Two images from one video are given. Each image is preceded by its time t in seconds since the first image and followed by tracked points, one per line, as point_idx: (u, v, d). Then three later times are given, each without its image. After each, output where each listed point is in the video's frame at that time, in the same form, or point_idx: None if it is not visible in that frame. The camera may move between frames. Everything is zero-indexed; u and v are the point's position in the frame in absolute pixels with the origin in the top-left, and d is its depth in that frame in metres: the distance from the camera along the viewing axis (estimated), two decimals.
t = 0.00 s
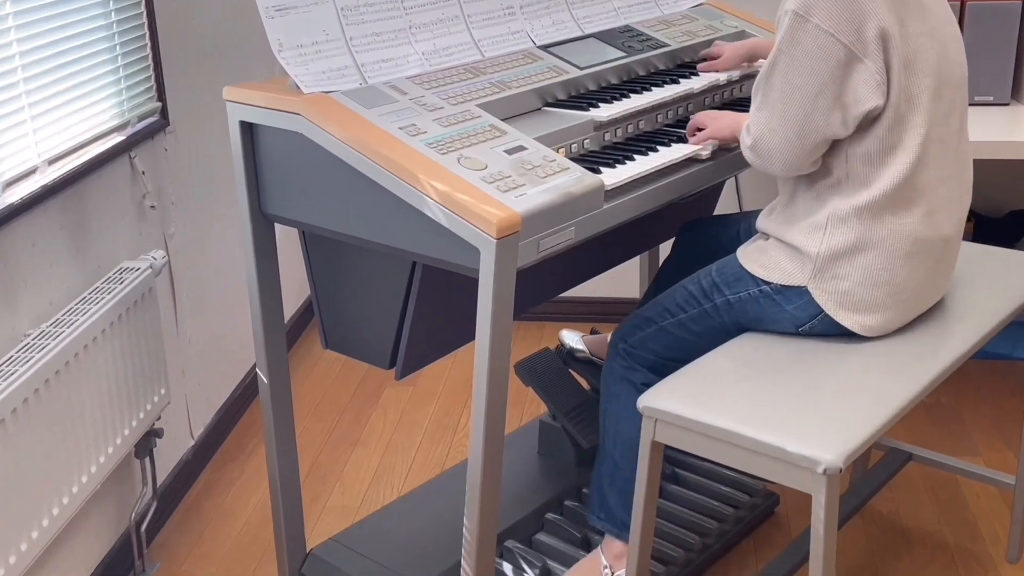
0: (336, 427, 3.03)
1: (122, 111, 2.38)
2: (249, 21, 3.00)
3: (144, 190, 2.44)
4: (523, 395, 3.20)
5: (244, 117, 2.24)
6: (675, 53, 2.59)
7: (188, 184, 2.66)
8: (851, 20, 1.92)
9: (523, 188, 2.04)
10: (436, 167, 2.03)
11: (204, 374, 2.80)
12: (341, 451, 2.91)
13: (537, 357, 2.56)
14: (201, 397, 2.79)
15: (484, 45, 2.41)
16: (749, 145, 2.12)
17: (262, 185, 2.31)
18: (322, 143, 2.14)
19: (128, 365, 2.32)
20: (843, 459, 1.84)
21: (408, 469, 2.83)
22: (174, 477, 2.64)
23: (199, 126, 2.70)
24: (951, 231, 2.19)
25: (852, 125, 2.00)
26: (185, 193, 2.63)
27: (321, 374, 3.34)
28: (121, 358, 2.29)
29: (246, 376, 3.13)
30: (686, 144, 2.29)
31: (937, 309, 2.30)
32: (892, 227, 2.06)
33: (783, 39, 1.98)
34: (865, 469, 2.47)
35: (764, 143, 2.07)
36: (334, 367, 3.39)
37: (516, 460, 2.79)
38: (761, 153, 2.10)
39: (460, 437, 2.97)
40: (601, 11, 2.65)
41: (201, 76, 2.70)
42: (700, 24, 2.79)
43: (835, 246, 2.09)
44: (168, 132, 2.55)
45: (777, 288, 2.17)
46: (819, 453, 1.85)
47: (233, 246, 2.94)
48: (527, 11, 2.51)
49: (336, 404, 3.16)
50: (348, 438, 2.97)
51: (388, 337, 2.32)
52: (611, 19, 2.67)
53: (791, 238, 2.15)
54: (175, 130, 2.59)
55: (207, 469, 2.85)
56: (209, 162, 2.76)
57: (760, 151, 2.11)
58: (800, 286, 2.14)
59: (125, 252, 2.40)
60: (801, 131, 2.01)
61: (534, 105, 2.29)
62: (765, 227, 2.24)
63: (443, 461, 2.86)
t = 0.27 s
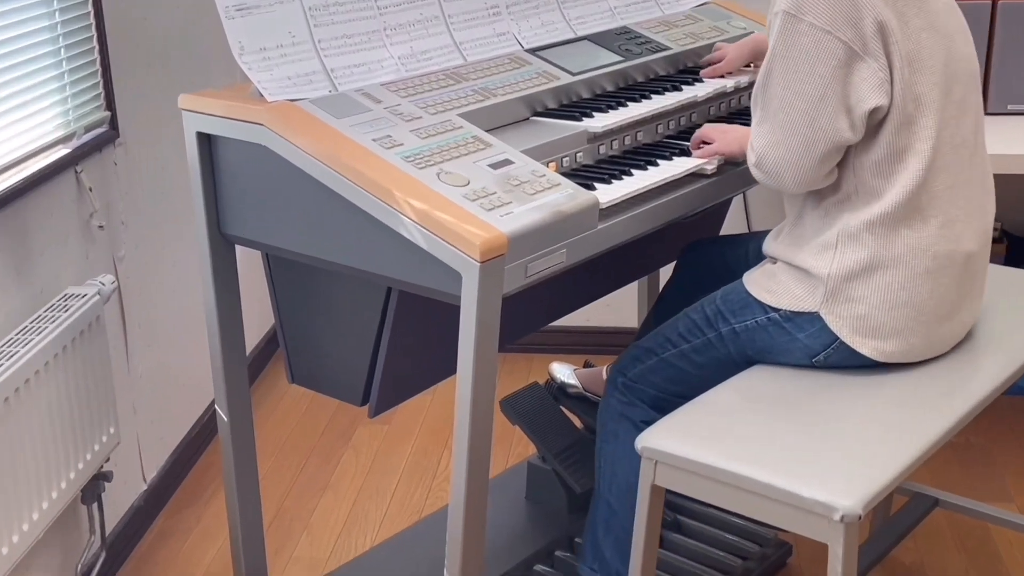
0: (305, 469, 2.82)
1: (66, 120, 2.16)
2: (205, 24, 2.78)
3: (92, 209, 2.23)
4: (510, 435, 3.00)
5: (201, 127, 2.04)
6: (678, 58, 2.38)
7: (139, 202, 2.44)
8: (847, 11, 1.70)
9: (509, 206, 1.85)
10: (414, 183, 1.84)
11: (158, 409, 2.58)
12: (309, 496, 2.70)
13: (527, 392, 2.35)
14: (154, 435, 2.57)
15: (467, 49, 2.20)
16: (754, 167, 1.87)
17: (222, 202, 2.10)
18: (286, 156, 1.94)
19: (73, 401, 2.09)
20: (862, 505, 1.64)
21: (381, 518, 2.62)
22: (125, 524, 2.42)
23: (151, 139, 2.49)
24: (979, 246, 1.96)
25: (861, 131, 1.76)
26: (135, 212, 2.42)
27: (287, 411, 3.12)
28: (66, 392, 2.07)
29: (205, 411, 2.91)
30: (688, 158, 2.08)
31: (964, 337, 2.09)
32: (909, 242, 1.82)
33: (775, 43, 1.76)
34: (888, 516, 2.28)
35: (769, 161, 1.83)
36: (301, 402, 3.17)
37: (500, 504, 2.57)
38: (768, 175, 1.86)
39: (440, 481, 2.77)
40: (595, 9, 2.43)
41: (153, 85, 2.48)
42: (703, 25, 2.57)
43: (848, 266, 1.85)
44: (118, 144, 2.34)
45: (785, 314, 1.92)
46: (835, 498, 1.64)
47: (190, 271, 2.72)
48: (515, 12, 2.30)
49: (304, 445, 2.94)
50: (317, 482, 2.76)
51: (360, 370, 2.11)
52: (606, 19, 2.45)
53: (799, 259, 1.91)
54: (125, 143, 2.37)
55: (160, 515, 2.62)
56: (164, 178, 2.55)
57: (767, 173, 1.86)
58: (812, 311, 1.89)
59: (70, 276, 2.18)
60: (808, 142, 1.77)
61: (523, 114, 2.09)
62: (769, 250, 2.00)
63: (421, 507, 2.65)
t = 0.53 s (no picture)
0: (270, 514, 2.63)
1: (11, 130, 1.99)
2: (163, 26, 2.59)
3: (40, 228, 2.05)
4: (495, 474, 2.82)
5: (159, 138, 1.87)
6: (680, 61, 2.19)
7: (89, 219, 2.26)
8: (857, 12, 1.52)
9: (496, 224, 1.68)
10: (391, 198, 1.68)
11: (109, 443, 2.39)
12: (275, 543, 2.52)
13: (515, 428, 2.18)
14: (104, 472, 2.38)
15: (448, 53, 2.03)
16: (765, 192, 1.67)
17: (182, 220, 1.93)
18: (252, 169, 1.78)
19: (19, 436, 1.91)
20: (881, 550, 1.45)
21: (354, 566, 2.44)
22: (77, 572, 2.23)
23: (101, 153, 2.31)
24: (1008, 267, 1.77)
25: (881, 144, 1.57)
26: (83, 231, 2.24)
27: (252, 447, 2.94)
28: (11, 426, 1.88)
29: (164, 448, 2.72)
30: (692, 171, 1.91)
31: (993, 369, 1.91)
32: (932, 262, 1.63)
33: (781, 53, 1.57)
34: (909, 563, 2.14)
35: (781, 183, 1.63)
36: (268, 437, 2.99)
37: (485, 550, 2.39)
38: (780, 199, 1.65)
39: (419, 526, 2.59)
40: (587, 7, 2.25)
41: (105, 94, 2.31)
42: (708, 26, 2.37)
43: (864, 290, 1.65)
44: (65, 157, 2.16)
45: (797, 342, 1.72)
46: (853, 543, 1.46)
47: (146, 296, 2.54)
48: (501, 12, 2.13)
49: (268, 487, 2.75)
50: (286, 527, 2.58)
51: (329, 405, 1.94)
52: (602, 21, 2.27)
53: (810, 282, 1.71)
54: (73, 156, 2.20)
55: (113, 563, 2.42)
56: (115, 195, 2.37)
57: (779, 198, 1.66)
58: (826, 339, 1.69)
59: (16, 301, 2.00)
60: (823, 159, 1.57)
61: (511, 124, 1.92)
62: (779, 274, 1.80)
63: (398, 555, 2.48)
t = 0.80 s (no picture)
0: (238, 556, 2.48)
1: None
2: (123, 31, 2.44)
3: None
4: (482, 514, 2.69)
5: (116, 148, 1.72)
6: (681, 65, 2.03)
7: (42, 237, 2.12)
8: (880, 14, 1.37)
9: (482, 242, 1.54)
10: (368, 214, 1.53)
11: (64, 480, 2.24)
12: None
13: (501, 465, 2.03)
14: (62, 510, 2.22)
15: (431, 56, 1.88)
16: (777, 208, 1.52)
17: (143, 238, 1.79)
18: (215, 182, 1.63)
19: None
20: None
21: None
22: None
23: (54, 166, 2.16)
24: None
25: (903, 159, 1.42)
26: (37, 250, 2.09)
27: (219, 483, 2.79)
28: None
29: (119, 485, 2.56)
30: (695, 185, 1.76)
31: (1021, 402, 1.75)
32: (958, 286, 1.47)
33: (796, 57, 1.42)
34: None
35: (794, 200, 1.48)
36: (234, 475, 2.83)
37: None
38: (793, 216, 1.51)
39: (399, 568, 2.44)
40: (579, 6, 2.10)
41: (58, 103, 2.16)
42: (712, 28, 2.21)
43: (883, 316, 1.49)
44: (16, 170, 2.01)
45: (809, 371, 1.57)
46: None
47: (103, 318, 2.39)
48: (489, 11, 1.97)
49: (234, 527, 2.60)
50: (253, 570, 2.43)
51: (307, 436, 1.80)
52: (598, 20, 2.12)
53: (823, 304, 1.56)
54: (25, 169, 2.05)
55: None
56: (66, 210, 2.22)
57: (792, 215, 1.51)
58: (841, 367, 1.55)
59: None
60: (840, 174, 1.42)
61: (499, 134, 1.77)
62: (792, 296, 1.65)
63: None
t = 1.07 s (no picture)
0: None
1: None
2: (81, 37, 2.31)
3: None
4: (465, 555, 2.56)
5: (73, 158, 1.60)
6: (684, 67, 1.88)
7: None
8: (913, 16, 1.25)
9: (468, 260, 1.42)
10: (346, 230, 1.42)
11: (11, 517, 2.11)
12: None
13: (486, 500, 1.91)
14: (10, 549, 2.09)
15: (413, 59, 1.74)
16: (794, 225, 1.41)
17: (103, 256, 1.66)
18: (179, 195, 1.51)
19: None
20: None
21: None
22: None
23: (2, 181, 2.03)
24: None
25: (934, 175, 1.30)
26: None
27: (184, 519, 2.66)
28: None
29: (75, 523, 2.42)
30: (698, 199, 1.63)
31: None
32: (988, 312, 1.35)
33: (820, 62, 1.31)
34: None
35: (814, 216, 1.36)
36: (199, 514, 2.68)
37: None
38: (812, 234, 1.39)
39: None
40: (573, 5, 1.95)
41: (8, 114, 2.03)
42: (717, 29, 2.04)
43: (903, 341, 1.36)
44: None
45: (823, 400, 1.45)
46: None
47: (55, 343, 2.25)
48: (476, 12, 1.84)
49: (200, 568, 2.47)
50: None
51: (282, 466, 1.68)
52: (594, 21, 1.97)
53: (839, 329, 1.43)
54: None
55: None
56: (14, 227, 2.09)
57: (811, 233, 1.39)
58: (857, 397, 1.42)
59: None
60: (865, 189, 1.31)
61: (487, 143, 1.64)
62: (804, 318, 1.52)
63: None
